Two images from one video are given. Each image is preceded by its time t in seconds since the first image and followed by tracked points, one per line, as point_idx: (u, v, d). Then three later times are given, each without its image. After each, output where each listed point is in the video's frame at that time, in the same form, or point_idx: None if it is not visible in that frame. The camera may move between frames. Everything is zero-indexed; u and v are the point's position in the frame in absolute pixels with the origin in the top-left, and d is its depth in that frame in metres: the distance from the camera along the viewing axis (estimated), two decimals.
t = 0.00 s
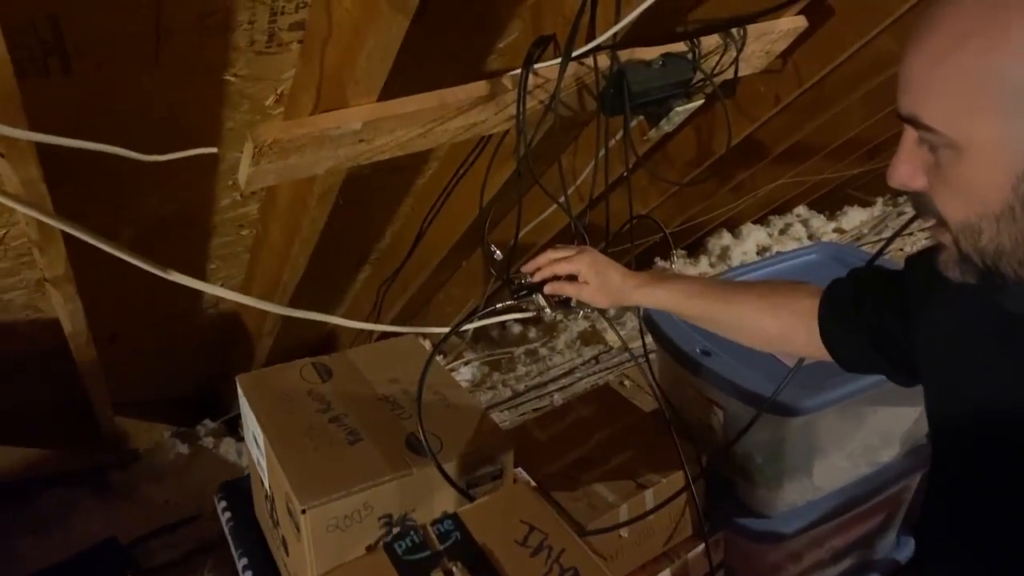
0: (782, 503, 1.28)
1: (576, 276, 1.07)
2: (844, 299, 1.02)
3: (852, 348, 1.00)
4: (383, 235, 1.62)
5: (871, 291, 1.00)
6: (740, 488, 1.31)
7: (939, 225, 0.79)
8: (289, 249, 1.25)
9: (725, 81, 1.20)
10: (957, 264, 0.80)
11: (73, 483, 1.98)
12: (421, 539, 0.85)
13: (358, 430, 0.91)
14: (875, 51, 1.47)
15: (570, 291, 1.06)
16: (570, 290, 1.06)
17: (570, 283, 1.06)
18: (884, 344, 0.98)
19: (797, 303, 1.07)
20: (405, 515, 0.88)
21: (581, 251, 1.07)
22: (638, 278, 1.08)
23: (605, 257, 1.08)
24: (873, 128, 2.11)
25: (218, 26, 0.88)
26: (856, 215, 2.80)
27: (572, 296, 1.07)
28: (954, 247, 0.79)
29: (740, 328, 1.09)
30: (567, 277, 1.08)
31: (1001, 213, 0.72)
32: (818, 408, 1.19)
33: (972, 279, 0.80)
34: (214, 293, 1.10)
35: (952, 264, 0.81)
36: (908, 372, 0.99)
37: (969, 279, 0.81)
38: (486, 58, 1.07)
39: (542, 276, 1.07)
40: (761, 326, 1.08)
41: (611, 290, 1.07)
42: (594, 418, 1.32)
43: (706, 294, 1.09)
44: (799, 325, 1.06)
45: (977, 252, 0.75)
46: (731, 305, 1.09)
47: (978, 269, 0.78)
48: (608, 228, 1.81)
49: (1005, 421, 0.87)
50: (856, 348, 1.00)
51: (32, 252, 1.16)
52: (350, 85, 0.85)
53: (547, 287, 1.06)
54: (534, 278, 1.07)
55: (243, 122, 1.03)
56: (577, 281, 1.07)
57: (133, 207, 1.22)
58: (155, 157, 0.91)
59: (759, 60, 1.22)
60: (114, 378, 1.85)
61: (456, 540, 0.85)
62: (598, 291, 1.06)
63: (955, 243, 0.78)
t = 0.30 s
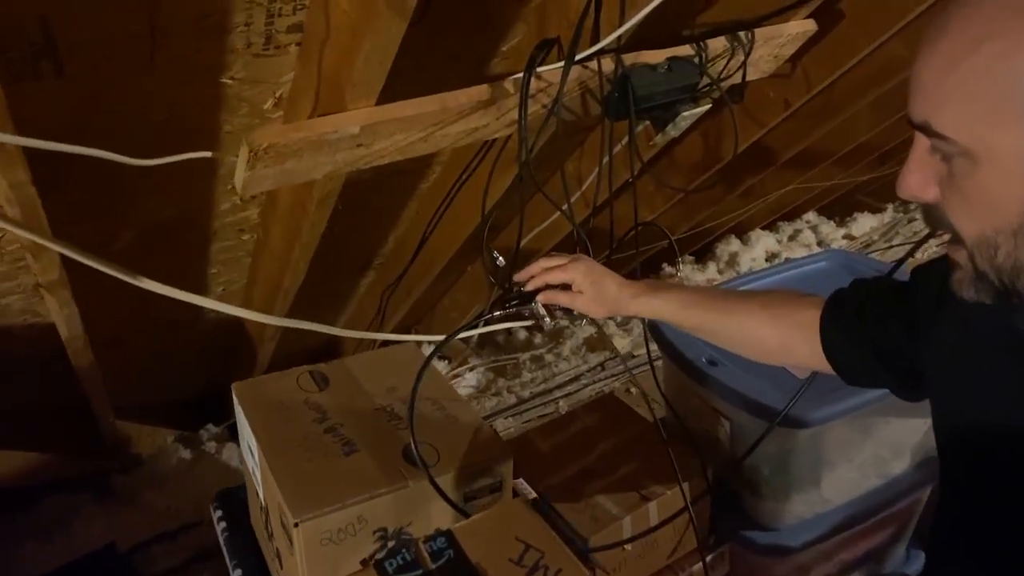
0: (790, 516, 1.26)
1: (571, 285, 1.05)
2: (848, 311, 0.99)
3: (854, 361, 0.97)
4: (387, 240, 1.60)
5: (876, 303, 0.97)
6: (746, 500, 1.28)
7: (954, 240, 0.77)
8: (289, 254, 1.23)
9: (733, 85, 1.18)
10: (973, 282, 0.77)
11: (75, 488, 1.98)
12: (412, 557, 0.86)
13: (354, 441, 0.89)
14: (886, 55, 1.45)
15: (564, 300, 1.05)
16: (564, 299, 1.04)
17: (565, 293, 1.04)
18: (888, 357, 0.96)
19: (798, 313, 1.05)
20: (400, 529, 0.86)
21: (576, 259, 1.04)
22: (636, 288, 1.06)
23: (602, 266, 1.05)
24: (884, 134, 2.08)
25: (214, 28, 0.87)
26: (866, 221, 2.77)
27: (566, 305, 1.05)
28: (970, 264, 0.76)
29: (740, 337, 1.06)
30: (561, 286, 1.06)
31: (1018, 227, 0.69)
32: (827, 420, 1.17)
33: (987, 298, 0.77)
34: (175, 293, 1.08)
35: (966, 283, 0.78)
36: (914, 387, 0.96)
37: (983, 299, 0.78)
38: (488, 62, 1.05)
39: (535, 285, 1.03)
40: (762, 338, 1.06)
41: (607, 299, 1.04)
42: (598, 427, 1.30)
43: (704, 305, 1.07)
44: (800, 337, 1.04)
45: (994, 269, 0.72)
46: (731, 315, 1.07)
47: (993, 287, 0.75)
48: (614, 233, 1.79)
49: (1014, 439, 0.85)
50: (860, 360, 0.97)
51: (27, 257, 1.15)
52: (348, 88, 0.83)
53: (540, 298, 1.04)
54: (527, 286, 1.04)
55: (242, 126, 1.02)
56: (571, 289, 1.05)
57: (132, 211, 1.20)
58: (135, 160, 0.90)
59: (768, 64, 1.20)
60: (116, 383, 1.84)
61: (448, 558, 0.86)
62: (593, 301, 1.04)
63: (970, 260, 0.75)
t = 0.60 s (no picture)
0: (797, 528, 1.24)
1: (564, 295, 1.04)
2: (850, 320, 0.98)
3: (855, 370, 0.96)
4: (388, 244, 1.58)
5: (880, 312, 0.96)
6: (752, 511, 1.26)
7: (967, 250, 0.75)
8: (289, 259, 1.21)
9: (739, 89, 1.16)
10: (988, 297, 0.76)
11: (74, 492, 1.96)
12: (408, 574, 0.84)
13: (351, 450, 0.88)
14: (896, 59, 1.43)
15: (558, 310, 1.02)
16: (559, 310, 1.02)
17: (559, 302, 1.02)
18: (891, 368, 0.94)
19: (800, 323, 1.03)
20: (398, 542, 0.84)
21: (569, 269, 1.03)
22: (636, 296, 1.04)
23: (596, 276, 1.04)
24: (892, 139, 2.06)
25: (210, 30, 0.85)
26: (874, 227, 2.75)
27: (560, 316, 1.03)
28: (986, 277, 0.75)
29: (739, 346, 1.05)
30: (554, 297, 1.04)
31: None
32: (835, 430, 1.15)
33: (1004, 313, 0.76)
34: (157, 302, 1.04)
35: (982, 297, 0.77)
36: (917, 399, 0.94)
37: (1000, 313, 0.76)
38: (491, 65, 1.04)
39: (526, 295, 1.02)
40: (763, 348, 1.04)
41: (602, 310, 1.03)
42: (602, 436, 1.28)
43: (703, 314, 1.05)
44: (800, 346, 1.02)
45: (1009, 281, 0.71)
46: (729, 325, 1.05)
47: (1010, 300, 0.74)
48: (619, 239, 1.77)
49: None
50: (861, 371, 0.96)
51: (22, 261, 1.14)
52: (345, 91, 0.81)
53: (533, 307, 1.01)
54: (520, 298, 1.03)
55: (240, 129, 1.00)
56: (564, 300, 1.03)
57: (130, 214, 1.19)
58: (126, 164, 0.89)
59: (775, 68, 1.18)
60: (116, 387, 1.83)
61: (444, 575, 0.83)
62: (588, 311, 1.03)
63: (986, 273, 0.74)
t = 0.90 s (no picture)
0: (800, 538, 1.21)
1: (551, 302, 1.01)
2: (846, 327, 0.94)
3: (851, 378, 0.93)
4: (386, 248, 1.57)
5: (877, 318, 0.93)
6: (753, 519, 1.24)
7: (964, 255, 0.72)
8: (283, 262, 1.20)
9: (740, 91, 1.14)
10: (985, 298, 0.72)
11: (69, 498, 1.94)
12: None
13: (341, 458, 0.86)
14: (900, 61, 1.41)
15: (544, 318, 1.00)
16: (545, 317, 1.00)
17: (545, 309, 1.00)
18: (890, 377, 0.91)
19: (795, 330, 1.00)
20: (387, 553, 0.83)
21: (556, 275, 1.00)
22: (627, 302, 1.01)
23: (584, 282, 1.02)
24: (896, 143, 2.04)
25: (198, 28, 0.83)
26: (878, 232, 2.73)
27: (546, 323, 1.00)
28: (980, 279, 0.72)
29: (731, 354, 1.01)
30: (540, 305, 1.02)
31: None
32: (838, 438, 1.12)
33: (1000, 314, 0.73)
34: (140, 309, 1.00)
35: (977, 297, 0.73)
36: (917, 408, 0.92)
37: (996, 314, 0.74)
38: (487, 66, 1.02)
39: (513, 302, 1.00)
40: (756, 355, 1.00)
41: (589, 318, 1.00)
42: (601, 443, 1.26)
43: (694, 320, 1.01)
44: (795, 354, 0.99)
45: (1008, 287, 0.69)
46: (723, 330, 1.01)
47: (1008, 304, 0.72)
48: (619, 243, 1.74)
49: None
50: (858, 381, 0.93)
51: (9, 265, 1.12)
52: (336, 91, 0.79)
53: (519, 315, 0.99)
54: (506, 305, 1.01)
55: (232, 130, 0.99)
56: (551, 307, 1.01)
57: (122, 217, 1.17)
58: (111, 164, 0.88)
59: (777, 70, 1.16)
60: (113, 391, 1.81)
61: None
62: (574, 319, 1.00)
63: (981, 274, 0.71)
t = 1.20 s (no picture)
0: (801, 546, 1.20)
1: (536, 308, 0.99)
2: (840, 332, 0.93)
3: (845, 383, 0.91)
4: (382, 251, 1.55)
5: (875, 322, 0.91)
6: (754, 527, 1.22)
7: (968, 262, 0.70)
8: (276, 266, 1.18)
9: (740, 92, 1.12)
10: (988, 307, 0.70)
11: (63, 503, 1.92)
12: None
13: (330, 467, 0.85)
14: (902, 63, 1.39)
15: (528, 324, 0.97)
16: (528, 323, 0.97)
17: (529, 315, 0.97)
18: (886, 381, 0.89)
19: (790, 335, 0.98)
20: (376, 563, 0.81)
21: (539, 280, 0.98)
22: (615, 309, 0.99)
23: (569, 287, 0.99)
24: (899, 146, 2.02)
25: (185, 26, 0.82)
26: (880, 235, 2.70)
27: (530, 330, 0.97)
28: (984, 288, 0.70)
29: (723, 360, 0.99)
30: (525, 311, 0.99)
31: None
32: (840, 446, 1.10)
33: (1005, 323, 0.71)
34: (130, 313, 1.01)
35: (982, 306, 0.71)
36: (916, 413, 0.90)
37: (1001, 323, 0.71)
38: (481, 66, 1.00)
39: (496, 308, 0.97)
40: (747, 359, 0.98)
41: (574, 324, 0.98)
42: (600, 450, 1.24)
43: (681, 324, 0.99)
44: (788, 360, 0.97)
45: (1010, 296, 0.66)
46: (714, 335, 0.99)
47: (1013, 313, 0.69)
48: (618, 246, 1.73)
49: None
50: (852, 385, 0.90)
51: None
52: (325, 91, 0.78)
53: (502, 320, 0.96)
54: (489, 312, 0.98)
55: (222, 131, 0.97)
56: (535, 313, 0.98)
57: (113, 219, 1.16)
58: (97, 166, 0.87)
59: (777, 71, 1.14)
60: (107, 395, 1.79)
61: None
62: (560, 325, 0.97)
63: (983, 282, 0.69)
